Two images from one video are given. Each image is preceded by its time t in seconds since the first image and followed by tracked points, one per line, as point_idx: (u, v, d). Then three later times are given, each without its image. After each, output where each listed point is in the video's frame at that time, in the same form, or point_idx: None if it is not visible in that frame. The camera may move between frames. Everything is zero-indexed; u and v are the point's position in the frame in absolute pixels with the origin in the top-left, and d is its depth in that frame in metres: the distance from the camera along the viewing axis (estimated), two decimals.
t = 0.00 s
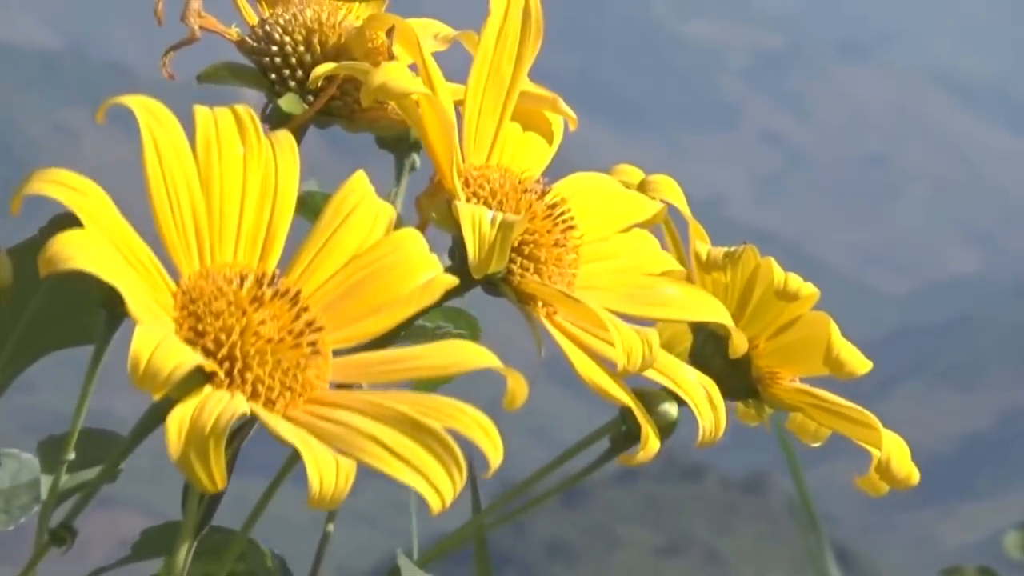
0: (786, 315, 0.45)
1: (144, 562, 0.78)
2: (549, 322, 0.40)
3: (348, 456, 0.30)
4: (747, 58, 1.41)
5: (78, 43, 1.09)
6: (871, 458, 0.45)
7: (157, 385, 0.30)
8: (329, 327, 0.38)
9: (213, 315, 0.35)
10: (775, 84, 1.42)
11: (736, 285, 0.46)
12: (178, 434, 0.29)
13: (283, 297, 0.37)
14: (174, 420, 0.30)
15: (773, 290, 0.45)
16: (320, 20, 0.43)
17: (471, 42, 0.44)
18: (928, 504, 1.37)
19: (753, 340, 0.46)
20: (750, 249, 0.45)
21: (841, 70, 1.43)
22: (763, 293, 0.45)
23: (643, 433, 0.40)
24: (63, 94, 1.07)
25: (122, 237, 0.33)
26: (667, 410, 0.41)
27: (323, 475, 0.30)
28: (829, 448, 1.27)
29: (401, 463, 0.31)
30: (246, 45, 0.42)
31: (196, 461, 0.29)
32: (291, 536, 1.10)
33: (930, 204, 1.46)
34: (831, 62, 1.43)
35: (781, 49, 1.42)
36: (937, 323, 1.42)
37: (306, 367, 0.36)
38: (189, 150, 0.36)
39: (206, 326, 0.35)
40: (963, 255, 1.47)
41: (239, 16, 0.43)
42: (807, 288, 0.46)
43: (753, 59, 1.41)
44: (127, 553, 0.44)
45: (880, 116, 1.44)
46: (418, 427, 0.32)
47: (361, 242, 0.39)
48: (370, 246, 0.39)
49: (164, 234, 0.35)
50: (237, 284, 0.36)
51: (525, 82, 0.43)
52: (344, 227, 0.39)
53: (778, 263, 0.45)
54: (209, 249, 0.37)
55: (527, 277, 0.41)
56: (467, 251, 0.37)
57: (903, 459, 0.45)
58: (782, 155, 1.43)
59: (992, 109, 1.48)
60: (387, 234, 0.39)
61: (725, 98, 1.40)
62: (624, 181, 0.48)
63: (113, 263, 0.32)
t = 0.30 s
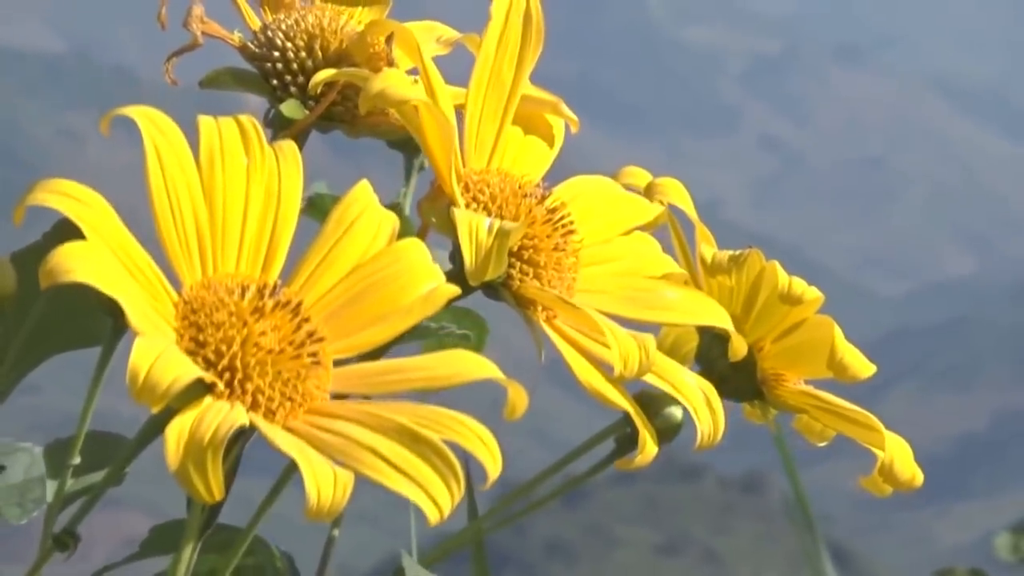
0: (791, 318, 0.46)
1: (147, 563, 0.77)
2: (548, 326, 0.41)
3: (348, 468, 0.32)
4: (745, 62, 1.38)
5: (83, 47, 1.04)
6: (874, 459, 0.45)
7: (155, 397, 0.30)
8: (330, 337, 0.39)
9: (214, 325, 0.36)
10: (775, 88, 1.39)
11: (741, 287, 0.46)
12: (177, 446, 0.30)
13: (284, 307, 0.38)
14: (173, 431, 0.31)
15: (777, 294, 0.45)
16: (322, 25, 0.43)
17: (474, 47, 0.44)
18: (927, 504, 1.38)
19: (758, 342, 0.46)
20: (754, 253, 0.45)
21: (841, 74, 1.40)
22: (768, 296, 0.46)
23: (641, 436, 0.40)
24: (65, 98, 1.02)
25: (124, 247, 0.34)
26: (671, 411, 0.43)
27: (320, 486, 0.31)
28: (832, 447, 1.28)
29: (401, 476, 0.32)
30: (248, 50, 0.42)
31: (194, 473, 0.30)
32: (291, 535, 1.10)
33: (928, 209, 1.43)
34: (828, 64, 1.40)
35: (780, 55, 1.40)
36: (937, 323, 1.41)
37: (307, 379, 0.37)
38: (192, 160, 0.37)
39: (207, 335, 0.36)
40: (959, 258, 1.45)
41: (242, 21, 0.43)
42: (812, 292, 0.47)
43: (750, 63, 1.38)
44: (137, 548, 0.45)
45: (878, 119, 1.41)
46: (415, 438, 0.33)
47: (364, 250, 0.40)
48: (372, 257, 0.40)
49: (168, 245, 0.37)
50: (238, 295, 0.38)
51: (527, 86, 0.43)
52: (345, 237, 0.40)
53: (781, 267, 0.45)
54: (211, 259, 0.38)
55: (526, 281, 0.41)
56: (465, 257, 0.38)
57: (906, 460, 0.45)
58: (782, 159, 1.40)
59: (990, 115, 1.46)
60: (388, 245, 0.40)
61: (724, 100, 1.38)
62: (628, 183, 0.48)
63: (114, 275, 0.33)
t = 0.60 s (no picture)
0: (796, 319, 0.46)
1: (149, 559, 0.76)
2: (549, 330, 0.41)
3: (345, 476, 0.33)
4: (742, 66, 1.43)
5: (84, 49, 1.06)
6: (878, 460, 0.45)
7: (153, 406, 0.31)
8: (328, 344, 0.40)
9: (214, 332, 0.37)
10: (772, 94, 1.44)
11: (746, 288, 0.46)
12: (175, 453, 0.31)
13: (284, 314, 0.39)
14: (171, 439, 0.32)
15: (781, 294, 0.45)
16: (327, 32, 0.43)
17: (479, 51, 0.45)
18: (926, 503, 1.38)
19: (764, 341, 0.46)
20: (759, 255, 0.45)
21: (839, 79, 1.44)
22: (772, 297, 0.45)
23: (642, 441, 0.41)
24: (68, 100, 1.04)
25: (124, 256, 0.35)
26: (675, 413, 0.43)
27: (317, 491, 0.32)
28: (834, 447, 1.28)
29: (398, 482, 0.33)
30: (253, 57, 0.43)
31: (192, 480, 0.31)
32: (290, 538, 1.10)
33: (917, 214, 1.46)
34: (825, 67, 1.45)
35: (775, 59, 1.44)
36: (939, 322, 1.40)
37: (306, 385, 0.38)
38: (192, 167, 0.38)
39: (207, 342, 0.37)
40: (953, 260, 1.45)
41: (248, 26, 0.44)
42: (817, 291, 0.47)
43: (748, 67, 1.43)
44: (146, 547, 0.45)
45: (874, 124, 1.45)
46: (411, 444, 0.34)
47: (366, 255, 0.41)
48: (375, 262, 0.40)
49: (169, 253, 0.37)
50: (239, 302, 0.38)
51: (532, 90, 0.43)
52: (347, 243, 0.41)
53: (785, 268, 0.45)
54: (213, 266, 0.39)
55: (528, 287, 0.41)
56: (466, 263, 0.39)
57: (910, 460, 0.45)
58: (776, 162, 1.44)
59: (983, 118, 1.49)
60: (388, 251, 0.41)
61: (721, 104, 1.41)
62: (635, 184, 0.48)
63: (114, 282, 0.33)
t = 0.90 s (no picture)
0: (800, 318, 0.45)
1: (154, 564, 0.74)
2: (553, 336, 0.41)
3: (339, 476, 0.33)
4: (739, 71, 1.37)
5: (96, 57, 1.10)
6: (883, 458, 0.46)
7: (150, 411, 0.32)
8: (328, 346, 0.40)
9: (213, 336, 0.37)
10: (769, 97, 1.38)
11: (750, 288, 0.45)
12: (172, 457, 0.32)
13: (283, 317, 0.39)
14: (170, 442, 0.32)
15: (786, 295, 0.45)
16: (335, 39, 0.43)
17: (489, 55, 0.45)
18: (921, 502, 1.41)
19: (770, 340, 0.46)
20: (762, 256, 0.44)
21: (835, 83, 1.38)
22: (776, 297, 0.45)
23: (645, 448, 0.41)
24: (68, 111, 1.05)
25: (123, 264, 0.35)
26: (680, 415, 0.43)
27: (315, 496, 0.32)
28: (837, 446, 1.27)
29: (395, 484, 0.34)
30: (261, 64, 0.43)
31: (189, 482, 0.32)
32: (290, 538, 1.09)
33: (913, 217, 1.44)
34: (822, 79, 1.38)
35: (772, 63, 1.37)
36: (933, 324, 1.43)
37: (304, 387, 0.38)
38: (193, 172, 0.38)
39: (206, 346, 0.37)
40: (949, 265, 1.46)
41: (257, 31, 0.44)
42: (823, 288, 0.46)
43: (744, 72, 1.37)
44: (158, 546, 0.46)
45: (871, 124, 1.40)
46: (407, 446, 0.35)
47: (365, 258, 0.41)
48: (373, 265, 0.40)
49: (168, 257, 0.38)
50: (238, 305, 0.39)
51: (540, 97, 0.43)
52: (346, 246, 0.41)
53: (789, 269, 0.44)
54: (213, 270, 0.39)
55: (533, 293, 0.42)
56: (466, 275, 0.40)
57: (914, 458, 0.46)
58: (774, 165, 1.39)
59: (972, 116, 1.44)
60: (388, 253, 0.41)
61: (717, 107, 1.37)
62: (642, 186, 0.47)
63: (113, 287, 0.34)
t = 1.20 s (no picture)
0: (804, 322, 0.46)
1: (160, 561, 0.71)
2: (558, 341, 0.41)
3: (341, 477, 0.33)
4: (735, 77, 1.56)
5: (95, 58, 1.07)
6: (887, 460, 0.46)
7: (150, 413, 0.32)
8: (328, 349, 0.39)
9: (214, 338, 0.37)
10: (766, 101, 1.57)
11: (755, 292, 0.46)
12: (172, 458, 0.32)
13: (284, 320, 0.39)
14: (170, 444, 0.33)
15: (790, 299, 0.45)
16: (344, 44, 0.44)
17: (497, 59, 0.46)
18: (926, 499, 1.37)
19: (775, 343, 0.47)
20: (768, 261, 0.45)
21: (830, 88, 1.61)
22: (782, 300, 0.45)
23: (649, 452, 0.41)
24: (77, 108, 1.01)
25: (125, 267, 0.35)
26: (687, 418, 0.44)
27: (314, 499, 0.33)
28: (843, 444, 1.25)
29: (397, 486, 0.34)
30: (271, 68, 0.43)
31: (189, 484, 0.32)
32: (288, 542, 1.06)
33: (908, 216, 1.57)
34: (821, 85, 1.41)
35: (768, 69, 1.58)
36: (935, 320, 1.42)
37: (305, 389, 0.38)
38: (195, 177, 0.37)
39: (207, 348, 0.37)
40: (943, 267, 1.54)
41: (267, 36, 0.44)
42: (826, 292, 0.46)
43: (741, 78, 1.57)
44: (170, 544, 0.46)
45: (866, 128, 1.57)
46: (409, 448, 0.34)
47: (367, 260, 0.40)
48: (373, 268, 0.39)
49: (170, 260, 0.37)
50: (240, 308, 0.38)
51: (549, 101, 0.44)
52: (348, 249, 0.40)
53: (794, 273, 0.45)
54: (216, 273, 0.39)
55: (539, 299, 0.42)
56: (471, 278, 0.40)
57: (918, 460, 0.46)
58: (774, 167, 1.52)
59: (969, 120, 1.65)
60: (390, 255, 0.39)
61: (719, 114, 1.52)
62: (649, 190, 0.47)
63: (113, 292, 0.34)
